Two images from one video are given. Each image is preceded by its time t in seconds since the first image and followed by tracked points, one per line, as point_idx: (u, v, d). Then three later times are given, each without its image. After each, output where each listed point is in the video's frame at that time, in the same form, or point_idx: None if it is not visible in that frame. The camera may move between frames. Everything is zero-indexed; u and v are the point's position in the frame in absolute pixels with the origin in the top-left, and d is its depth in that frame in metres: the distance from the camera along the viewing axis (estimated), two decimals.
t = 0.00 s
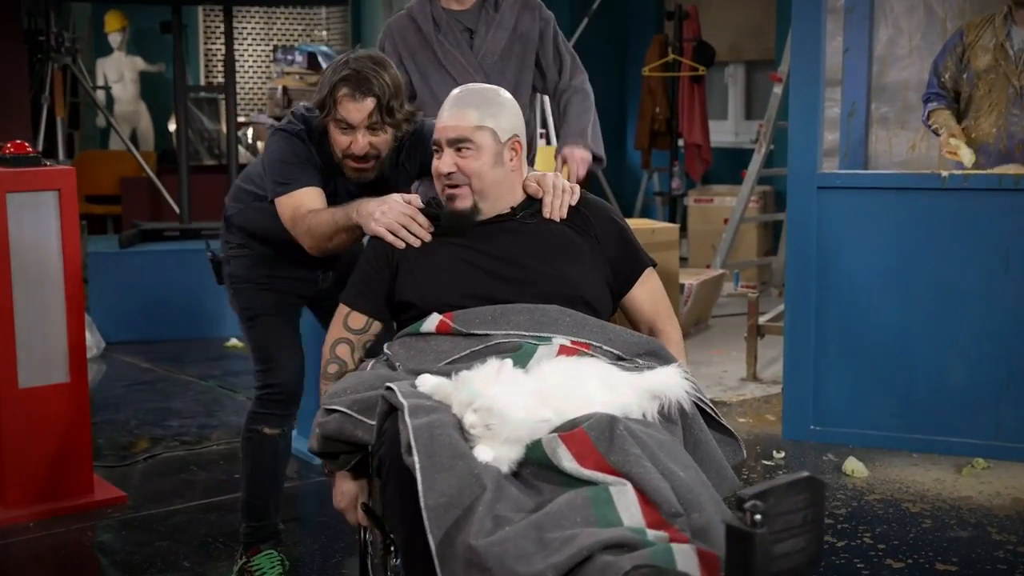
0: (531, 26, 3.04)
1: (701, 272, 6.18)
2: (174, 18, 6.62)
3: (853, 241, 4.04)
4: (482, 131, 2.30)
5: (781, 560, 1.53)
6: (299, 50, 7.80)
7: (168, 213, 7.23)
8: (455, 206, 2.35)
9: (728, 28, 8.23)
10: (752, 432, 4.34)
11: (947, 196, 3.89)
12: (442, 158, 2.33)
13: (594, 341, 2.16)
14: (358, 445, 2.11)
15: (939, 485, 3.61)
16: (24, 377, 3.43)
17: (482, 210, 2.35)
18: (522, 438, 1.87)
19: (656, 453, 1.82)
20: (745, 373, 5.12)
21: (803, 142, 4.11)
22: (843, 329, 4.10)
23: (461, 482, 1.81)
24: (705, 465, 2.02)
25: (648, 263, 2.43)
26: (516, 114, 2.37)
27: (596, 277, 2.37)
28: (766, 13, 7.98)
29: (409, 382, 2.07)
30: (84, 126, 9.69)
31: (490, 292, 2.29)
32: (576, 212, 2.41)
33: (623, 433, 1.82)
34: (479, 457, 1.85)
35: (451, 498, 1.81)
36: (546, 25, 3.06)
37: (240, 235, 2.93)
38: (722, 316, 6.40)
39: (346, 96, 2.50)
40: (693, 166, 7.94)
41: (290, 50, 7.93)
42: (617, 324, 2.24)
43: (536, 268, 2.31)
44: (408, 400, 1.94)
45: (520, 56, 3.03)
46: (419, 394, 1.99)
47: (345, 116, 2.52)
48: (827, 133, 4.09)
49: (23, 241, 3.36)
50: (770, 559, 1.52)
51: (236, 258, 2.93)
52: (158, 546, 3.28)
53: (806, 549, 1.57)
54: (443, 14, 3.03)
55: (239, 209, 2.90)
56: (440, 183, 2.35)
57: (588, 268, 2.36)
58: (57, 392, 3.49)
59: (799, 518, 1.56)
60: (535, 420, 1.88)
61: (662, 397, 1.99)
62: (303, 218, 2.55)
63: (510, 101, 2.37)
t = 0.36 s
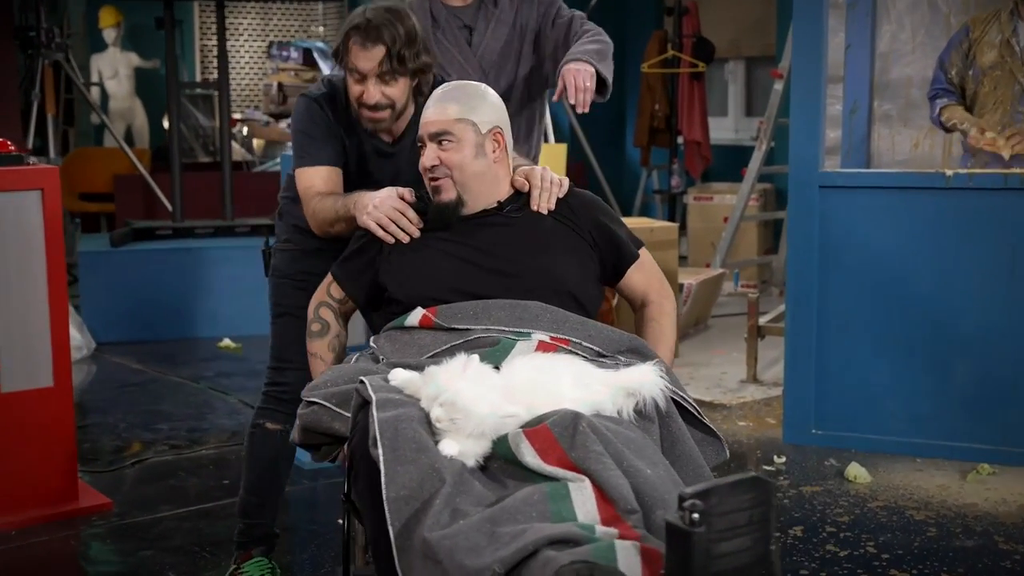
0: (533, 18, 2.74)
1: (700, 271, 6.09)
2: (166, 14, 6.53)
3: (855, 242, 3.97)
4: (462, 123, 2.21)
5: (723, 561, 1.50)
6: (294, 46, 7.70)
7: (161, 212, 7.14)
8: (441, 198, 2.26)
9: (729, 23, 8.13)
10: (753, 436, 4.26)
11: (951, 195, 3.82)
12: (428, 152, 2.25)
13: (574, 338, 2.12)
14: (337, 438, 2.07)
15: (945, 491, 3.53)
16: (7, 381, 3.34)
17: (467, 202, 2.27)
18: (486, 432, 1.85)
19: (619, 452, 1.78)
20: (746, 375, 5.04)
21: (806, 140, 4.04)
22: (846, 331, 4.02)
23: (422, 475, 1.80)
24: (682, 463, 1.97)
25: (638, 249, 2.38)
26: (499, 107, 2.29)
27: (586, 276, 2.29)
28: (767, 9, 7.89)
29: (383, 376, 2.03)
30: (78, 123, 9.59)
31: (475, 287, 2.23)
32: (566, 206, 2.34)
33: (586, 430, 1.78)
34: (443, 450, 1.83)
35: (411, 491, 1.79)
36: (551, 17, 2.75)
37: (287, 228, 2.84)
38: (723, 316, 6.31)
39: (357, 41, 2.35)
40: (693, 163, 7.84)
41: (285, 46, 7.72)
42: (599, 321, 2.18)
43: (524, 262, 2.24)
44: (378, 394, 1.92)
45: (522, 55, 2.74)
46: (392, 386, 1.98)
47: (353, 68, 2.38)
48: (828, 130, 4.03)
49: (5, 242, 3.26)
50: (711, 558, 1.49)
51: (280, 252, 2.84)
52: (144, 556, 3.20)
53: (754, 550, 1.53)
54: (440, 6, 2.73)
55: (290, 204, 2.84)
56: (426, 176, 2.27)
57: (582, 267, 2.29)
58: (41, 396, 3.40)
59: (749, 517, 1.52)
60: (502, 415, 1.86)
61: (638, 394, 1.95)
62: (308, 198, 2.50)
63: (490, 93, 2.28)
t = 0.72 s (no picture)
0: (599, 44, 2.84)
1: (706, 274, 6.04)
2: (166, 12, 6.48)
3: (864, 247, 3.91)
4: (468, 124, 2.36)
5: (696, 544, 1.66)
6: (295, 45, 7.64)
7: (162, 213, 7.08)
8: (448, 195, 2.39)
9: (733, 22, 8.05)
10: (761, 443, 4.20)
11: (963, 200, 3.77)
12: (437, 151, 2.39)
13: (574, 331, 2.23)
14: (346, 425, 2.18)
15: (958, 502, 3.47)
16: (4, 390, 3.28)
17: (474, 199, 2.40)
18: (483, 421, 1.98)
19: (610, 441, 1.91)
20: (753, 380, 4.99)
21: (815, 143, 3.98)
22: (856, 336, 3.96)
23: (419, 461, 1.92)
24: (673, 452, 2.10)
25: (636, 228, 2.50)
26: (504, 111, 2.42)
27: (591, 269, 2.42)
28: (772, 8, 7.83)
29: (388, 366, 2.15)
30: (78, 123, 9.50)
31: (485, 282, 2.35)
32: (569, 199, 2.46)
33: (577, 420, 1.92)
34: (442, 439, 1.95)
35: (409, 476, 1.91)
36: (619, 42, 2.83)
37: (272, 229, 2.92)
38: (729, 319, 6.25)
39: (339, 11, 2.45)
40: (698, 164, 7.78)
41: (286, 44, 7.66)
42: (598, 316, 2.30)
43: (531, 254, 2.37)
44: (381, 382, 2.04)
45: (580, 74, 2.84)
46: (396, 377, 2.09)
47: (335, 36, 2.48)
48: (838, 132, 3.96)
49: (5, 250, 3.21)
50: (684, 538, 1.65)
51: (266, 253, 2.93)
52: (144, 568, 3.14)
53: (727, 532, 1.70)
54: (513, 17, 2.88)
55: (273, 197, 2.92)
56: (434, 174, 2.41)
57: (586, 260, 2.41)
58: (38, 404, 3.34)
59: (722, 501, 1.69)
60: (498, 405, 1.99)
61: (634, 386, 2.07)
62: (307, 185, 2.62)
63: (498, 98, 2.43)
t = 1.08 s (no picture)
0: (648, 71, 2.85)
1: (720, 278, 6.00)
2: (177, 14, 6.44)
3: (886, 255, 3.86)
4: (519, 128, 2.45)
5: (694, 529, 1.80)
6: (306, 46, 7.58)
7: (172, 216, 7.04)
8: (493, 196, 2.48)
9: (746, 23, 7.98)
10: (780, 452, 4.15)
11: (988, 208, 3.71)
12: (481, 154, 2.48)
13: (593, 329, 2.36)
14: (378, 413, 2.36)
15: (985, 514, 3.42)
16: (19, 399, 3.25)
17: (517, 200, 2.50)
18: (501, 413, 2.14)
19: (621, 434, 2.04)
20: (769, 387, 4.94)
21: (836, 149, 3.92)
22: (879, 345, 3.91)
23: (439, 450, 2.09)
24: (688, 444, 2.24)
25: (661, 244, 2.56)
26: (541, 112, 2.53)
27: (617, 276, 2.51)
28: (785, 9, 7.77)
29: (414, 362, 2.34)
30: (86, 123, 9.42)
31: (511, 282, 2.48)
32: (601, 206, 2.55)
33: (589, 413, 2.05)
34: (463, 427, 2.12)
35: (430, 464, 2.08)
36: (669, 71, 2.83)
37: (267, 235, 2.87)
38: (744, 324, 6.21)
39: (364, 13, 2.41)
40: (710, 166, 7.72)
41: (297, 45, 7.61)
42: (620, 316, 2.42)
43: (560, 259, 2.48)
44: (407, 376, 2.24)
45: (625, 98, 2.85)
46: (423, 370, 2.31)
47: (360, 38, 2.43)
48: (859, 136, 3.90)
49: (19, 258, 3.18)
50: (681, 524, 1.78)
51: (264, 260, 2.87)
52: None
53: (726, 521, 1.83)
54: (565, 33, 2.92)
55: (266, 202, 2.88)
56: (478, 176, 2.49)
57: (615, 263, 2.51)
58: (54, 414, 3.30)
59: (720, 491, 1.82)
60: (515, 398, 2.14)
61: (648, 382, 2.22)
62: (313, 195, 2.62)
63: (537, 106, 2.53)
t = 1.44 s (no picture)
0: (674, 84, 2.83)
1: (735, 285, 5.97)
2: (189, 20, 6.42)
3: (907, 265, 3.82)
4: (577, 140, 2.51)
5: (708, 525, 1.83)
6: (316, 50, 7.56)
7: (183, 221, 7.02)
8: (552, 206, 2.51)
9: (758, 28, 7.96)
10: (799, 462, 4.12)
11: (1013, 217, 3.67)
12: (544, 164, 2.50)
13: (621, 334, 2.40)
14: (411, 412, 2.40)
15: (1010, 527, 3.40)
16: (36, 411, 3.22)
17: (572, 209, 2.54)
18: (527, 413, 2.16)
19: (641, 434, 2.06)
20: (787, 395, 4.91)
21: (857, 157, 3.87)
22: (900, 356, 3.88)
23: (468, 448, 2.11)
24: (709, 447, 2.26)
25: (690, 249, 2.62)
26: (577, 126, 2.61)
27: (641, 283, 2.55)
28: (797, 14, 7.75)
29: (445, 361, 2.37)
30: (94, 127, 9.37)
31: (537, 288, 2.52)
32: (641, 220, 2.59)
33: (610, 413, 2.08)
34: (490, 428, 2.14)
35: (458, 461, 2.11)
36: (698, 87, 2.83)
37: (278, 249, 2.82)
38: (759, 331, 6.17)
39: (437, 81, 2.37)
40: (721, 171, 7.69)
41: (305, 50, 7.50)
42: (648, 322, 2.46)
43: (594, 268, 2.51)
44: (439, 375, 2.27)
45: (649, 112, 2.83)
46: (454, 369, 2.32)
47: (433, 104, 2.40)
48: (879, 143, 3.84)
49: (37, 269, 3.15)
50: (697, 520, 1.82)
51: (277, 275, 2.83)
52: None
53: (737, 518, 1.86)
54: (585, 46, 2.89)
55: (273, 222, 2.79)
56: (538, 188, 2.51)
57: (645, 273, 2.56)
58: (72, 426, 3.28)
59: (734, 489, 1.85)
60: (540, 399, 2.16)
61: (672, 384, 2.24)
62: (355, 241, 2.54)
63: (576, 119, 2.60)
